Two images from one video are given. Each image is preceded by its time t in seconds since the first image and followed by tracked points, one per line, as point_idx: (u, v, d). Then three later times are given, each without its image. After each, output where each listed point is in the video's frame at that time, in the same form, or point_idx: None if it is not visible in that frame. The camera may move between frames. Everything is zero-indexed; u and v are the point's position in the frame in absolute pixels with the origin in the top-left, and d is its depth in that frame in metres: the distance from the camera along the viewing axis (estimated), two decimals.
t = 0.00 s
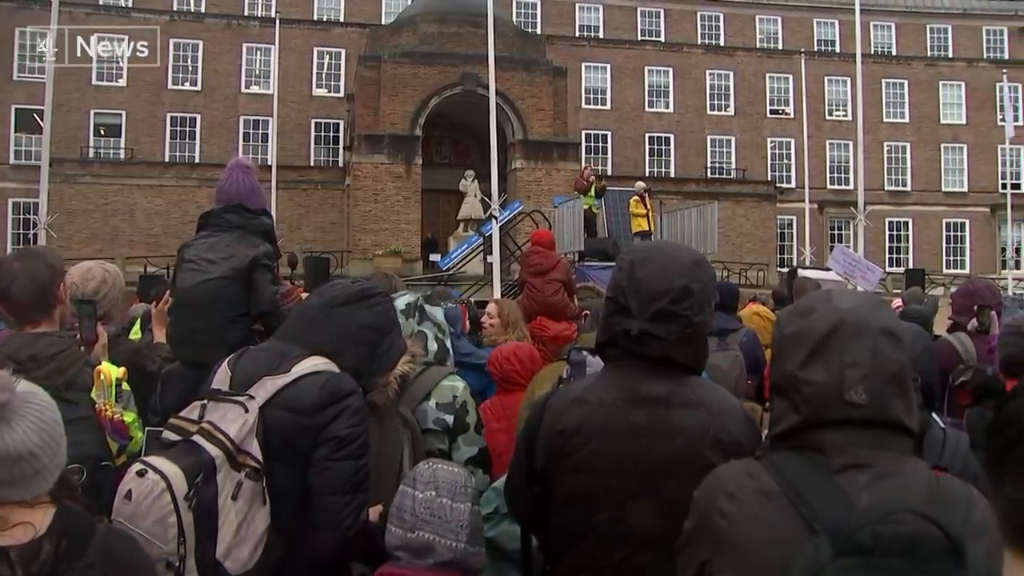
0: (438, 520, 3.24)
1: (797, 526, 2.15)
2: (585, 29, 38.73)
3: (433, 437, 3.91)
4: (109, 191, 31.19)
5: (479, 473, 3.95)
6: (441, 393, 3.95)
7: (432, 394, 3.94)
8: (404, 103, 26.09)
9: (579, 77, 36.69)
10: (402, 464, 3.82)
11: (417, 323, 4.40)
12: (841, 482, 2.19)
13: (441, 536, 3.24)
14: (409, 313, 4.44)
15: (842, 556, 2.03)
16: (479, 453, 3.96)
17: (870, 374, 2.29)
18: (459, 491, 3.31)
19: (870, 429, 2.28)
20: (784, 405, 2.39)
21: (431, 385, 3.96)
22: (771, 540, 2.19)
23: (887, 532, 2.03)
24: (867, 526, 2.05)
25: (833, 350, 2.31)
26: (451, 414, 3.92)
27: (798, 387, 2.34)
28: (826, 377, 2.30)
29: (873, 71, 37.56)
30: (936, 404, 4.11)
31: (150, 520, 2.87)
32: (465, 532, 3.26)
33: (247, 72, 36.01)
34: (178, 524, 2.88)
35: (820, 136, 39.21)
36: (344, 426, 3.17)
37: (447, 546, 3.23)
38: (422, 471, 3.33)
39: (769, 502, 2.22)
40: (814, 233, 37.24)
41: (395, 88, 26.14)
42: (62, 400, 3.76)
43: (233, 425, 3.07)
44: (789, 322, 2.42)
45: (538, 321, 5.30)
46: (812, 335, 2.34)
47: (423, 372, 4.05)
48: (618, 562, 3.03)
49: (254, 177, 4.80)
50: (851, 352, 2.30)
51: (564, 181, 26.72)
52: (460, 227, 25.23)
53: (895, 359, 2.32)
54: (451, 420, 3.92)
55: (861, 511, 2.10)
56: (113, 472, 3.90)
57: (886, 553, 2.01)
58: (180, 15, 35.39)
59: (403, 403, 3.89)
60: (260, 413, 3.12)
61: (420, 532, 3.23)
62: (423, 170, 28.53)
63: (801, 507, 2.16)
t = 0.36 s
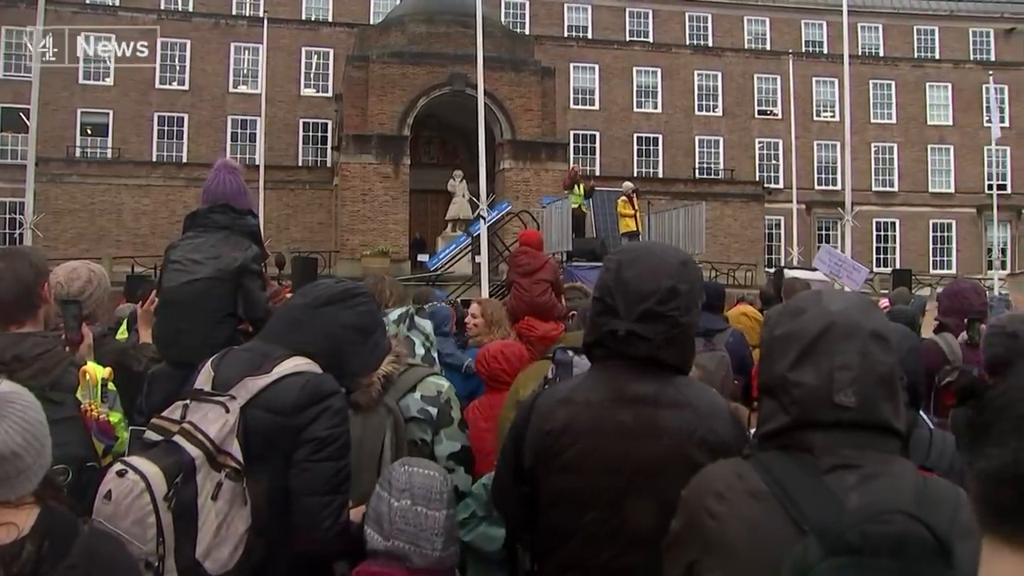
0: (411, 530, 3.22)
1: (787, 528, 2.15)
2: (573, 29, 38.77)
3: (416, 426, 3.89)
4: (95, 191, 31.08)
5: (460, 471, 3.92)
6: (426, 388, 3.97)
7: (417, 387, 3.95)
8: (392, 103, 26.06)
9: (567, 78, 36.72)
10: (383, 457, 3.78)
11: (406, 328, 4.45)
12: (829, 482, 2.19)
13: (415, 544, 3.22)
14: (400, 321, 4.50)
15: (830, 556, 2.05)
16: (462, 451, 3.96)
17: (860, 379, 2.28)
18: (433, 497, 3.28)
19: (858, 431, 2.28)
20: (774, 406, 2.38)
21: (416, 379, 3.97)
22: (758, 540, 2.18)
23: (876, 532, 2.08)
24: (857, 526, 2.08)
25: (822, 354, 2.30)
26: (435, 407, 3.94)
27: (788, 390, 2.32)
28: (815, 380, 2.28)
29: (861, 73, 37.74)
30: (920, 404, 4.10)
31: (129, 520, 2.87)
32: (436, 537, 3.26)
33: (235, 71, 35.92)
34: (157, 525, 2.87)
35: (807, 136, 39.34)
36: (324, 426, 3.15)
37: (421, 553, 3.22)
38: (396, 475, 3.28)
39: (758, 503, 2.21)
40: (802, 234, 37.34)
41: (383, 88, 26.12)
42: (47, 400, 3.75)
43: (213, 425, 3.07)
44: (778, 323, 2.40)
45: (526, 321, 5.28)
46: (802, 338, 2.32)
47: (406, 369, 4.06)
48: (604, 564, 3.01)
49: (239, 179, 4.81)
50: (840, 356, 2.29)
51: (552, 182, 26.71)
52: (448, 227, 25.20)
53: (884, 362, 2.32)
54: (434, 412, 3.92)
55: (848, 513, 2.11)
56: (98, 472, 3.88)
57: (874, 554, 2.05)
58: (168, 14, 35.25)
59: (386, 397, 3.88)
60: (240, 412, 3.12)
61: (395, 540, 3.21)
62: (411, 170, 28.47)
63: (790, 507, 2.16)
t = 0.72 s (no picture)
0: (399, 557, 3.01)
1: (764, 523, 2.16)
2: (560, 30, 38.79)
3: (400, 426, 3.90)
4: (81, 191, 30.92)
5: (446, 470, 3.91)
6: (411, 387, 3.97)
7: (401, 385, 3.96)
8: (379, 102, 26.03)
9: (554, 78, 36.77)
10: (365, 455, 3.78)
11: (393, 330, 4.45)
12: (806, 477, 2.20)
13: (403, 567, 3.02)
14: (388, 323, 4.50)
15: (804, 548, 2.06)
16: (449, 451, 3.94)
17: (837, 379, 2.28)
18: (413, 520, 3.05)
19: (836, 429, 2.28)
20: (752, 404, 2.40)
21: (401, 378, 3.97)
22: (737, 534, 2.19)
23: (853, 525, 2.07)
24: (831, 518, 2.09)
25: (800, 354, 2.31)
26: (419, 406, 3.94)
27: (765, 390, 2.34)
28: (793, 380, 2.30)
29: (847, 73, 37.85)
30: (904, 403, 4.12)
31: (109, 521, 2.90)
32: (421, 556, 3.06)
33: (222, 71, 35.80)
34: (138, 525, 2.91)
35: (794, 137, 39.48)
36: (305, 425, 3.13)
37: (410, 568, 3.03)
38: (380, 503, 3.03)
39: (738, 498, 2.23)
40: (788, 234, 37.48)
41: (371, 88, 26.09)
42: (30, 400, 3.73)
43: (193, 425, 3.07)
44: (757, 324, 2.42)
45: (513, 321, 5.28)
46: (779, 340, 2.34)
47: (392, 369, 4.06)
48: (587, 562, 3.02)
49: (225, 179, 4.80)
50: (817, 356, 2.30)
51: (539, 182, 26.72)
52: (435, 227, 25.17)
53: (862, 362, 2.32)
54: (418, 412, 3.92)
55: (825, 506, 2.11)
56: (82, 473, 3.86)
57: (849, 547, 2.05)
58: (154, 13, 35.09)
59: (369, 395, 3.89)
60: (219, 413, 3.10)
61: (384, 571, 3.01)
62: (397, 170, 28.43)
63: (768, 501, 2.18)
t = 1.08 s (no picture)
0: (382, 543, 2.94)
1: (744, 520, 2.16)
2: (547, 30, 38.84)
3: (384, 427, 3.90)
4: (66, 190, 30.75)
5: (433, 472, 3.92)
6: (397, 387, 3.95)
7: (387, 386, 3.93)
8: (365, 102, 25.99)
9: (541, 78, 36.82)
10: (348, 454, 3.79)
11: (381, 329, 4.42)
12: (786, 476, 2.21)
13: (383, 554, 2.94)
14: (376, 321, 4.48)
15: (782, 544, 2.07)
16: (435, 452, 3.94)
17: (817, 378, 2.29)
18: (393, 507, 3.01)
19: (815, 428, 2.29)
20: (734, 403, 2.41)
21: (386, 379, 3.96)
22: (719, 534, 2.20)
23: (831, 523, 2.07)
24: (811, 516, 2.09)
25: (780, 353, 2.32)
26: (405, 407, 3.92)
27: (745, 390, 2.35)
28: (773, 379, 2.31)
29: (833, 74, 37.97)
30: (888, 402, 4.17)
31: (86, 523, 2.87)
32: (402, 544, 2.98)
33: (208, 70, 35.68)
34: (115, 528, 2.87)
35: (781, 138, 39.61)
36: (283, 425, 3.14)
37: (397, 561, 2.97)
38: (351, 492, 2.99)
39: (719, 497, 2.24)
40: (775, 234, 37.61)
41: (357, 88, 26.06)
42: (13, 400, 3.72)
43: (172, 427, 3.04)
44: (737, 323, 2.44)
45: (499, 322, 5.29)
46: (759, 339, 2.35)
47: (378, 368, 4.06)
48: (571, 563, 3.02)
49: (211, 180, 4.78)
50: (796, 356, 2.31)
51: (526, 182, 26.73)
52: (422, 227, 25.14)
53: (842, 361, 2.33)
54: (404, 412, 3.91)
55: (804, 504, 2.12)
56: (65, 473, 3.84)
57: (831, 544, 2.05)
58: (141, 11, 34.93)
59: (353, 396, 3.89)
60: (199, 414, 3.09)
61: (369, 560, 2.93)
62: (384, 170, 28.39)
63: (748, 501, 2.18)
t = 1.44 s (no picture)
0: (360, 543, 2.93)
1: (729, 523, 2.16)
2: (535, 30, 38.89)
3: (370, 429, 3.91)
4: (52, 190, 30.60)
5: (418, 473, 3.91)
6: (383, 389, 3.97)
7: (373, 388, 3.96)
8: (353, 102, 25.93)
9: (530, 78, 36.88)
10: (331, 455, 3.78)
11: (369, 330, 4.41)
12: (771, 478, 2.22)
13: (360, 553, 2.92)
14: (365, 322, 4.47)
15: (767, 545, 2.07)
16: (421, 454, 3.92)
17: (802, 380, 2.30)
18: (374, 508, 3.00)
19: (799, 430, 2.30)
20: (719, 404, 2.42)
21: (372, 381, 3.97)
22: (701, 536, 2.20)
23: (817, 525, 2.07)
24: (797, 517, 2.09)
25: (764, 355, 2.33)
26: (390, 409, 3.93)
27: (732, 390, 2.36)
28: (758, 381, 2.32)
29: (821, 75, 38.09)
30: (875, 403, 4.16)
31: (44, 515, 3.00)
32: (383, 545, 2.98)
33: (196, 70, 35.56)
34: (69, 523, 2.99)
35: (768, 138, 39.72)
36: (239, 428, 3.06)
37: (375, 564, 2.96)
38: (331, 491, 2.98)
39: (703, 498, 2.23)
40: (762, 235, 37.71)
41: (345, 88, 26.01)
42: None
43: (134, 427, 3.10)
44: (723, 324, 2.44)
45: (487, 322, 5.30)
46: (743, 341, 2.36)
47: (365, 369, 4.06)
48: (556, 564, 3.02)
49: (197, 179, 4.77)
50: (782, 357, 2.32)
51: (514, 183, 26.72)
52: (410, 227, 25.11)
53: (827, 364, 2.34)
54: (389, 415, 3.92)
55: (790, 505, 2.12)
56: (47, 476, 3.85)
57: (816, 545, 2.05)
58: (127, 10, 34.76)
59: (339, 398, 3.90)
60: (162, 416, 3.11)
61: (345, 561, 2.91)
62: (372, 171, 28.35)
63: (733, 503, 2.18)
